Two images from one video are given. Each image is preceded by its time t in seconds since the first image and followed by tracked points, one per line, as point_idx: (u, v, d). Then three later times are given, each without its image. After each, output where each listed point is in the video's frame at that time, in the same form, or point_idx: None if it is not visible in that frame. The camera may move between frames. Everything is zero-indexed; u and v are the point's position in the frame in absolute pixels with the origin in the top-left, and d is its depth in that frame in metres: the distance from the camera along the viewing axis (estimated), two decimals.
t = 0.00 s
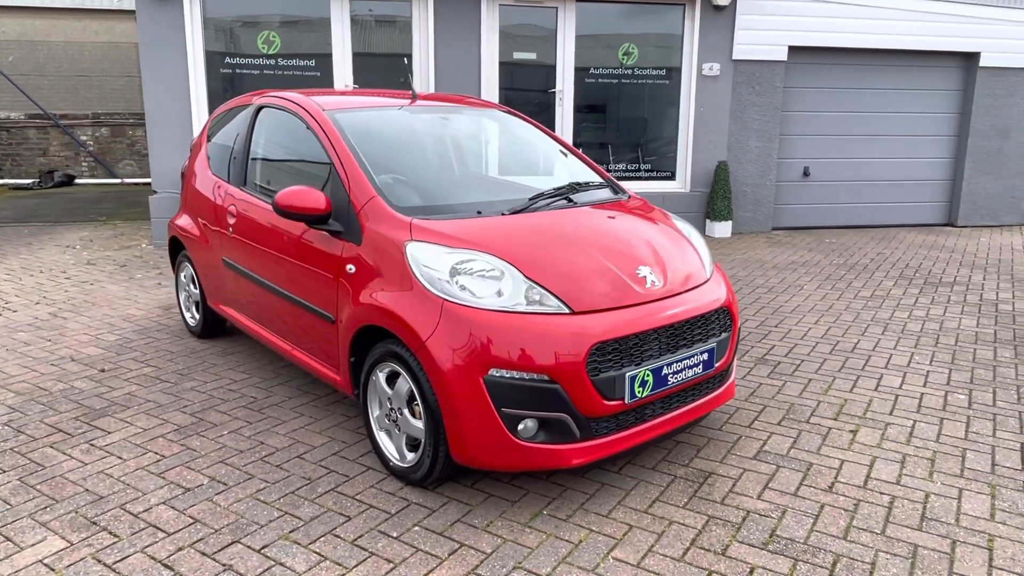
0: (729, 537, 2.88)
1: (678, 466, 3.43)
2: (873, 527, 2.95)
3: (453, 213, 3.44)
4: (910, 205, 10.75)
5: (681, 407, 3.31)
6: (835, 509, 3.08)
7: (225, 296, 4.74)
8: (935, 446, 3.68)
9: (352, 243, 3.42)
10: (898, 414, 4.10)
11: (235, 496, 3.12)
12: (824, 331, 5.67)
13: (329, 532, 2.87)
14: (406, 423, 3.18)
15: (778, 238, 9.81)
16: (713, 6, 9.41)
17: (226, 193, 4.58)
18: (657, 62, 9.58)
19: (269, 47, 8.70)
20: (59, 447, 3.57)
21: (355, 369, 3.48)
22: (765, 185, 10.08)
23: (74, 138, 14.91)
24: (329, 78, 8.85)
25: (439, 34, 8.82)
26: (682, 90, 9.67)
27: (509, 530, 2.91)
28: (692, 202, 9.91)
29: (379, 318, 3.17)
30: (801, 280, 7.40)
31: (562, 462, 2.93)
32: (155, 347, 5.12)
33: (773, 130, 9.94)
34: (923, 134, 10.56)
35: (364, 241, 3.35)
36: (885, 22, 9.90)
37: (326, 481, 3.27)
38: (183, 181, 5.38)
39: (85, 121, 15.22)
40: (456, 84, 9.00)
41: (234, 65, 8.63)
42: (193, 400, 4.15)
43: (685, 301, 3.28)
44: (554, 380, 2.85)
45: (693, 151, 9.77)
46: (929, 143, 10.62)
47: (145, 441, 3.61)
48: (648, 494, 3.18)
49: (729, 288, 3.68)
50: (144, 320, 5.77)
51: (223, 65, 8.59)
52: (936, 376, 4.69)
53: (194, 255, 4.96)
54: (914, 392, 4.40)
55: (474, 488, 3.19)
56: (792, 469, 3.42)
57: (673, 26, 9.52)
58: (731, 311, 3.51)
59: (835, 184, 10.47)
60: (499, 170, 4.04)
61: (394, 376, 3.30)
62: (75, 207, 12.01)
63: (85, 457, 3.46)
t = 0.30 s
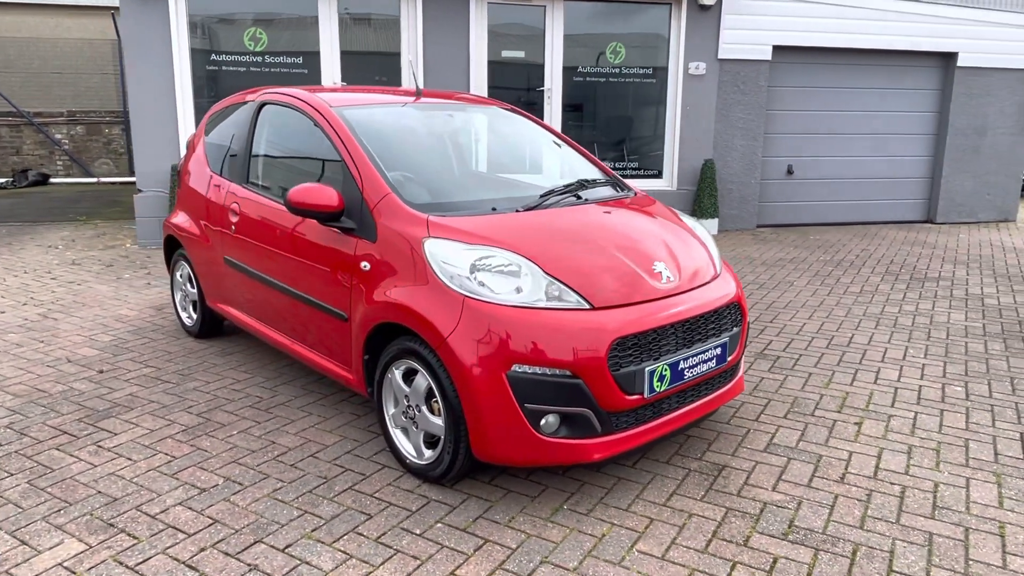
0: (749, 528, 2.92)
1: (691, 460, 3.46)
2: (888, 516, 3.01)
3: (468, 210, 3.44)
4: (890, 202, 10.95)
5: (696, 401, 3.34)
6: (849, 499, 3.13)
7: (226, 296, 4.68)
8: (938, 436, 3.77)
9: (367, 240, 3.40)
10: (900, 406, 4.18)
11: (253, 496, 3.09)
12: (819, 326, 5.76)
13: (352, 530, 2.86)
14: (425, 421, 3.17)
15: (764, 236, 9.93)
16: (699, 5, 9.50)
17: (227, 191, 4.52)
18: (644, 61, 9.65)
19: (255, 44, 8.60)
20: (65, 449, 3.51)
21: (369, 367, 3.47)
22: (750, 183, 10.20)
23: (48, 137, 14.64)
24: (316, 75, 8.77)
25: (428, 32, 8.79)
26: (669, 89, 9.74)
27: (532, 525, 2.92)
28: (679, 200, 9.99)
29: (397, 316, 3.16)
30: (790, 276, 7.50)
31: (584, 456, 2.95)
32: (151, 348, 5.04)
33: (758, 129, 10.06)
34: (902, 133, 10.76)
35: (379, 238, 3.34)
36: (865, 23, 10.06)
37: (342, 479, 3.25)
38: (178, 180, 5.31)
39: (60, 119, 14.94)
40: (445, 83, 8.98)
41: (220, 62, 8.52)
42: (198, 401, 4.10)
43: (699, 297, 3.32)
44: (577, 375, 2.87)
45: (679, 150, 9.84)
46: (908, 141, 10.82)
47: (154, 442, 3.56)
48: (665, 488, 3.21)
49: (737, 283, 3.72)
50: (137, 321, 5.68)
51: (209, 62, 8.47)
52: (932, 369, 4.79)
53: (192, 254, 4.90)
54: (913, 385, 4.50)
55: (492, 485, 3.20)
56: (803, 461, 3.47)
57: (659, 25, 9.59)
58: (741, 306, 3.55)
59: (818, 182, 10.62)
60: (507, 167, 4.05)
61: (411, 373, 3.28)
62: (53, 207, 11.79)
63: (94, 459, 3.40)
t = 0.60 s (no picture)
0: (770, 524, 2.98)
1: (706, 457, 3.51)
2: (902, 510, 3.09)
3: (486, 212, 3.46)
4: (873, 201, 11.16)
5: (712, 400, 3.40)
6: (863, 494, 3.21)
7: (232, 297, 4.64)
8: (942, 431, 3.86)
9: (386, 242, 3.40)
10: (902, 402, 4.28)
11: (276, 498, 3.09)
12: (815, 324, 5.87)
13: (380, 531, 2.87)
14: (447, 422, 3.19)
15: (751, 235, 10.06)
16: (687, 7, 9.59)
17: (234, 193, 4.48)
18: (633, 62, 9.72)
19: (245, 42, 8.53)
20: (79, 453, 3.47)
21: (388, 369, 3.47)
22: (738, 183, 10.32)
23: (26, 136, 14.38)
24: (307, 75, 8.71)
25: (420, 32, 8.78)
26: (658, 90, 9.82)
27: (557, 524, 2.95)
28: (669, 200, 10.09)
29: (419, 318, 3.18)
30: (782, 274, 7.61)
31: (608, 455, 2.99)
32: (153, 351, 4.99)
33: (746, 129, 10.18)
34: (884, 133, 10.96)
35: (400, 240, 3.34)
36: (849, 25, 10.23)
37: (364, 481, 3.26)
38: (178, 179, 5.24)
39: (38, 118, 14.68)
40: (437, 83, 8.97)
41: (209, 61, 8.44)
42: (208, 403, 4.08)
43: (715, 297, 3.38)
44: (602, 375, 2.91)
45: (669, 150, 9.94)
46: (891, 141, 11.03)
47: (169, 446, 3.54)
48: (684, 484, 3.26)
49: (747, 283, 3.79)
50: (135, 323, 5.62)
51: (198, 61, 8.39)
52: (929, 365, 4.91)
53: (195, 255, 4.86)
54: (912, 381, 4.61)
55: (514, 484, 3.23)
56: (815, 456, 3.55)
57: (649, 26, 9.67)
58: (753, 306, 3.62)
59: (803, 182, 10.78)
60: (519, 169, 4.07)
61: (433, 374, 3.30)
62: (34, 207, 11.60)
63: (110, 464, 3.37)
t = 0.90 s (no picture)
0: (781, 520, 3.00)
1: (712, 455, 3.53)
2: (909, 504, 3.13)
3: (493, 211, 3.44)
4: (855, 200, 11.30)
5: (719, 397, 3.41)
6: (869, 489, 3.24)
7: (227, 297, 4.57)
8: (941, 426, 3.92)
9: (392, 242, 3.37)
10: (899, 397, 4.34)
11: (284, 502, 3.05)
12: (807, 321, 5.92)
13: (392, 533, 2.84)
14: (457, 422, 3.17)
15: (738, 233, 10.14)
16: (673, 7, 9.64)
17: (230, 192, 4.42)
18: (621, 62, 9.74)
19: (231, 40, 8.42)
20: (78, 459, 3.40)
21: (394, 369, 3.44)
22: (724, 182, 10.40)
23: None
24: (294, 74, 8.62)
25: (407, 30, 8.72)
26: (645, 90, 9.86)
27: (570, 523, 2.94)
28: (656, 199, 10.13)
29: (428, 317, 3.15)
30: (771, 273, 7.68)
31: (620, 454, 2.98)
32: (146, 353, 4.91)
33: (731, 129, 10.25)
34: (866, 132, 11.10)
35: (407, 239, 3.31)
36: (832, 26, 10.35)
37: (372, 482, 3.22)
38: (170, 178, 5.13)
39: (11, 117, 14.23)
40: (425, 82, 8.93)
41: (194, 59, 8.31)
42: (206, 406, 4.01)
43: (720, 295, 3.39)
44: (614, 374, 2.90)
45: (656, 149, 9.98)
46: (872, 141, 11.17)
47: (170, 450, 3.48)
48: (693, 482, 3.27)
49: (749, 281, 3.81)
50: (125, 325, 5.52)
51: (183, 59, 8.26)
52: (922, 361, 4.98)
53: (189, 255, 4.77)
54: (907, 377, 4.67)
55: (523, 484, 3.21)
56: (819, 453, 3.58)
57: (636, 25, 9.70)
58: (757, 303, 3.64)
59: (787, 181, 10.90)
60: (522, 168, 4.05)
61: (442, 374, 3.27)
62: (10, 208, 11.34)
63: (110, 469, 3.30)
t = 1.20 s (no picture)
0: (791, 521, 2.98)
1: (717, 456, 3.51)
2: (916, 503, 3.13)
3: (496, 211, 3.39)
4: (838, 199, 11.40)
5: (725, 398, 3.39)
6: (876, 488, 3.24)
7: (218, 298, 4.47)
8: (940, 424, 3.93)
9: (393, 242, 3.31)
10: (896, 395, 4.35)
11: (286, 509, 2.97)
12: (800, 320, 5.93)
13: (399, 540, 2.79)
14: (462, 425, 3.11)
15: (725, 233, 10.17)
16: (660, 7, 9.65)
17: (222, 192, 4.32)
18: (608, 62, 9.73)
19: (214, 38, 8.28)
20: (69, 467, 3.30)
21: (395, 372, 3.38)
22: (710, 182, 10.43)
23: None
24: (279, 72, 8.50)
25: (394, 29, 8.63)
26: (632, 90, 9.86)
27: (579, 527, 2.90)
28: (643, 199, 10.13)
29: (432, 319, 3.09)
30: (760, 272, 7.70)
31: (630, 456, 2.95)
32: (133, 357, 4.79)
33: (717, 128, 10.28)
34: (849, 133, 11.20)
35: (409, 239, 3.25)
36: (815, 27, 10.42)
37: (375, 488, 3.16)
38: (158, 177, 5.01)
39: None
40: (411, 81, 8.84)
41: (177, 57, 8.16)
42: (200, 411, 3.92)
43: (726, 295, 3.38)
44: (624, 375, 2.87)
45: (643, 149, 9.98)
46: (855, 141, 11.28)
47: (164, 457, 3.38)
48: (700, 484, 3.25)
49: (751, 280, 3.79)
50: (110, 328, 5.39)
51: (165, 57, 8.10)
52: (916, 359, 5.01)
53: (178, 257, 4.66)
54: (902, 375, 4.69)
55: (529, 488, 3.17)
56: (823, 452, 3.57)
57: (623, 26, 9.69)
58: (760, 303, 3.63)
59: (772, 181, 10.97)
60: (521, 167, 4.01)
61: (446, 377, 3.22)
62: None
63: (103, 477, 3.20)
